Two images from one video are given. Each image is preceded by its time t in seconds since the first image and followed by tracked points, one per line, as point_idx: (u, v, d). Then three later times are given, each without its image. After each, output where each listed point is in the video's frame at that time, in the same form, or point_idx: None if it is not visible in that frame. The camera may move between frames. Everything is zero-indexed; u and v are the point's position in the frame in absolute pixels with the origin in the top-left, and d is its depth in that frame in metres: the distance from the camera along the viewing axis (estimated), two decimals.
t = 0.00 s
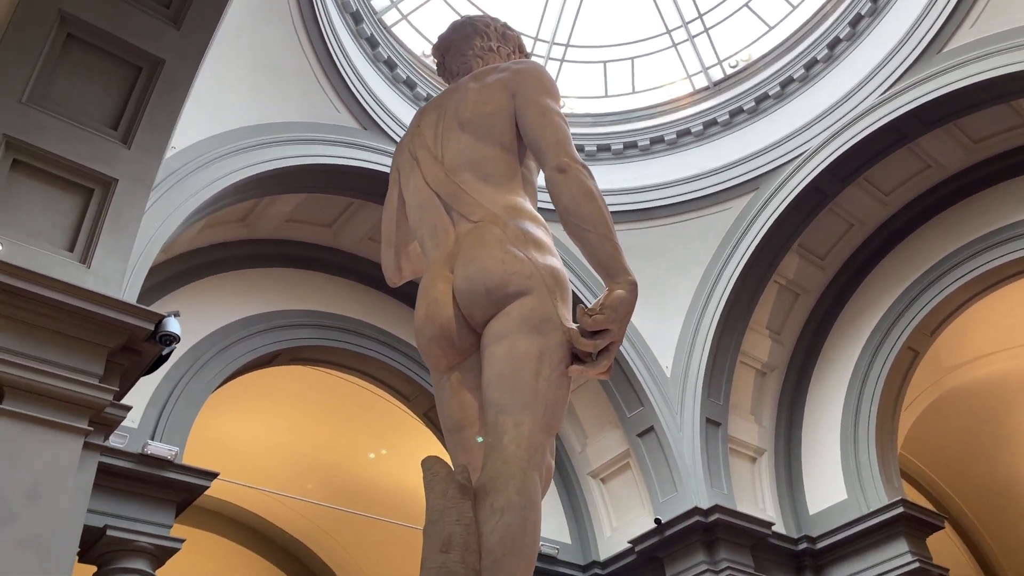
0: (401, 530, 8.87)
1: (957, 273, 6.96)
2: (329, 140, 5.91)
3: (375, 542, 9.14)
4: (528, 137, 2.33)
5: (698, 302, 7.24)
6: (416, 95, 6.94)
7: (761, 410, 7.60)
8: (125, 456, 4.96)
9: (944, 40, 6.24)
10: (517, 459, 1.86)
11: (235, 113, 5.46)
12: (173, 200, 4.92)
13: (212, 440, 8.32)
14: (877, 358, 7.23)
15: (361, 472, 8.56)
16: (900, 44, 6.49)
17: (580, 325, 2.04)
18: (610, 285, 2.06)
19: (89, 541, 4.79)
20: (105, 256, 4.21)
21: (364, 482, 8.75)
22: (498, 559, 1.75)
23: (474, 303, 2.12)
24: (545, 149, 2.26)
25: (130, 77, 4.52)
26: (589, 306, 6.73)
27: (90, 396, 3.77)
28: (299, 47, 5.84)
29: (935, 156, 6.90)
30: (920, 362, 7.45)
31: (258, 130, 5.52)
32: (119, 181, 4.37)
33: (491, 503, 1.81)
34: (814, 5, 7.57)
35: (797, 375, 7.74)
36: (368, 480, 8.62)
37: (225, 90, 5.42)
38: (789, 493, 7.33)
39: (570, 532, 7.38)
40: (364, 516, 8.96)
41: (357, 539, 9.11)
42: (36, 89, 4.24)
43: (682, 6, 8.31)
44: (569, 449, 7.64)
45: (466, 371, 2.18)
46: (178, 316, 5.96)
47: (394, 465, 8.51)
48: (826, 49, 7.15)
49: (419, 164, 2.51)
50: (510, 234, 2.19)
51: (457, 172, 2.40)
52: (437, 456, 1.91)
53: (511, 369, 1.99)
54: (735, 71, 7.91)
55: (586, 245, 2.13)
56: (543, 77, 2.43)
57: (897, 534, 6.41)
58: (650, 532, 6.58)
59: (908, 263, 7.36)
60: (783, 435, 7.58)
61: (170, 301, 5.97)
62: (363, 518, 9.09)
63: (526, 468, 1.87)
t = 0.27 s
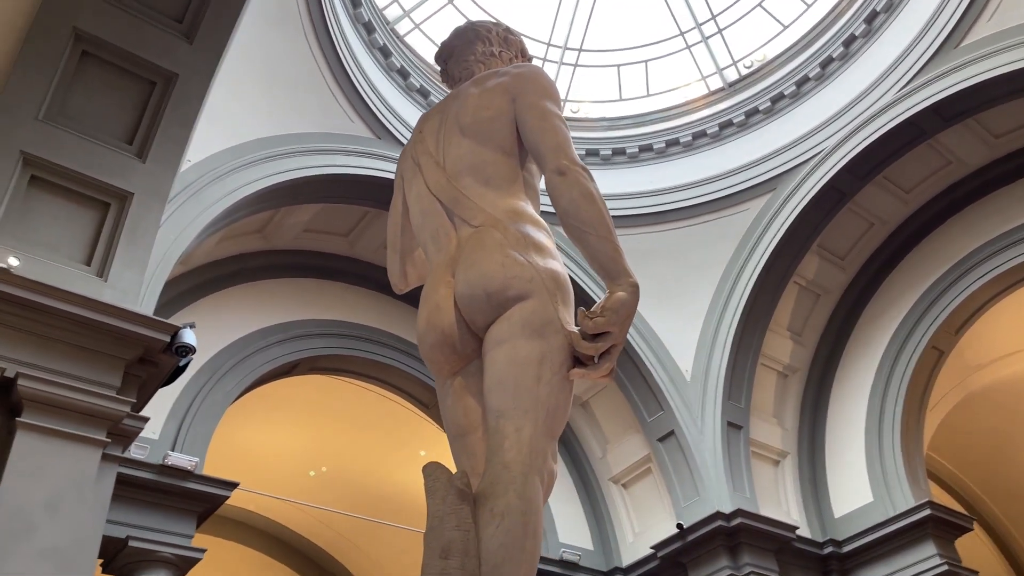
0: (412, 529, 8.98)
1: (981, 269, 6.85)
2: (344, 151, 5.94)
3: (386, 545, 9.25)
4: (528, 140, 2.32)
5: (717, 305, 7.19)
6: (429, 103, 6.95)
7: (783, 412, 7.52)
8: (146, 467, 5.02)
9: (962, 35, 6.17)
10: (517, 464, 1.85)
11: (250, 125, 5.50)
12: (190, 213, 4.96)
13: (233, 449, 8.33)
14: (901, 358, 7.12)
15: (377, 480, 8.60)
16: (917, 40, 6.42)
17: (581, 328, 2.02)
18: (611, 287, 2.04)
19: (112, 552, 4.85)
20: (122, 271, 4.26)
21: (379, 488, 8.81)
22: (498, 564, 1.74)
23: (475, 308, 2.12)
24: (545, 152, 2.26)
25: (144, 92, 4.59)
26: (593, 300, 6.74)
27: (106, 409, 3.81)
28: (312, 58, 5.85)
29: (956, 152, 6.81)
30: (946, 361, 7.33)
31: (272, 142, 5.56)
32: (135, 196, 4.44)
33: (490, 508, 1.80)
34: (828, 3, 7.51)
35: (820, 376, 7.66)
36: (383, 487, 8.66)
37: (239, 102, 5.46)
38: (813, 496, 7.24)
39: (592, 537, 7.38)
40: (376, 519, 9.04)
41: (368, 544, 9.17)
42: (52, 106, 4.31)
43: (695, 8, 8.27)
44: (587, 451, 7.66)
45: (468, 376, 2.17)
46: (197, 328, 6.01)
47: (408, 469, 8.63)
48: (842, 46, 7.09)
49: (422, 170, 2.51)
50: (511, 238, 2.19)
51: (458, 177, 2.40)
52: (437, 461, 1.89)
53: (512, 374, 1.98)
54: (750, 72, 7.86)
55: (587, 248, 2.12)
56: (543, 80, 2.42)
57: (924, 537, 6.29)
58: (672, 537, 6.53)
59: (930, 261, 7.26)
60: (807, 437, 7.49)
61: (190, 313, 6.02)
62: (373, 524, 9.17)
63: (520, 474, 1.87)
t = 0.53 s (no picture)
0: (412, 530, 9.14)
1: (999, 266, 6.73)
2: (351, 160, 5.95)
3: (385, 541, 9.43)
4: (520, 144, 2.31)
5: (730, 308, 7.14)
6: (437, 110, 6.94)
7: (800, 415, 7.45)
8: (158, 478, 5.04)
9: (973, 30, 6.10)
10: (509, 471, 1.83)
11: (258, 136, 5.53)
12: (198, 225, 4.98)
13: (247, 457, 8.30)
14: (918, 358, 7.02)
15: (385, 487, 8.67)
16: (927, 36, 6.35)
17: (573, 333, 2.00)
18: (604, 290, 2.02)
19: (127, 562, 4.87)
20: (130, 284, 4.29)
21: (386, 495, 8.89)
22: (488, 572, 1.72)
23: (467, 314, 2.10)
24: (537, 156, 2.24)
25: (151, 106, 4.62)
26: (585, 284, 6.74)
27: (115, 420, 3.83)
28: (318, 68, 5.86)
29: (970, 149, 6.72)
30: (965, 361, 7.21)
31: (279, 153, 5.58)
32: (142, 209, 4.45)
33: (481, 516, 1.79)
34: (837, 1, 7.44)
35: (837, 378, 7.58)
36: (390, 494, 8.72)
37: (246, 114, 5.49)
38: (832, 499, 7.16)
39: (608, 543, 7.37)
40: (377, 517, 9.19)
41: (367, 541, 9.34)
42: (60, 122, 4.35)
43: (703, 9, 8.19)
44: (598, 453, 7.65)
45: (463, 383, 2.16)
46: (209, 339, 6.04)
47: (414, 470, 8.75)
48: (851, 45, 7.03)
49: (417, 176, 2.51)
50: (504, 243, 2.17)
51: (452, 182, 2.39)
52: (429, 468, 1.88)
53: (505, 380, 1.96)
54: (759, 72, 7.81)
55: (580, 251, 2.10)
56: (536, 84, 2.41)
57: (945, 539, 6.18)
58: (689, 542, 6.48)
59: (946, 259, 7.17)
60: (825, 440, 7.41)
61: (203, 325, 6.05)
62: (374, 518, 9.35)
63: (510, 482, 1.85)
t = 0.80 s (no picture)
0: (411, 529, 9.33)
1: (1018, 262, 6.63)
2: (361, 169, 5.96)
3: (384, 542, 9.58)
4: (518, 148, 2.29)
5: (745, 309, 7.09)
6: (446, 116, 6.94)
7: (818, 416, 7.38)
8: (173, 488, 5.04)
9: (985, 24, 6.03)
10: (508, 476, 1.81)
11: (267, 147, 5.55)
12: (209, 236, 5.00)
13: (260, 467, 8.30)
14: (937, 357, 6.93)
15: (399, 494, 8.73)
16: (939, 31, 6.29)
17: (573, 336, 1.98)
18: (604, 292, 2.00)
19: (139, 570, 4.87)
20: (141, 295, 4.31)
21: (393, 499, 9.01)
22: None
23: (466, 318, 2.09)
24: (534, 158, 2.22)
25: (160, 118, 4.65)
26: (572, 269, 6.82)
27: (126, 432, 3.85)
28: (326, 77, 5.88)
29: (986, 144, 6.63)
30: (985, 359, 7.11)
31: (289, 162, 5.59)
32: (152, 221, 4.49)
33: (480, 521, 1.78)
34: None
35: (855, 379, 7.50)
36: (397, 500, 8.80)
37: (256, 124, 5.51)
38: (852, 501, 7.08)
39: (626, 549, 7.35)
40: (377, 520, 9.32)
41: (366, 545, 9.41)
42: (71, 136, 4.38)
43: (711, 10, 8.14)
44: (609, 456, 7.68)
45: (464, 388, 2.14)
46: (223, 349, 6.06)
47: (418, 470, 8.94)
48: (862, 42, 6.97)
49: (416, 182, 2.50)
50: (503, 246, 2.16)
51: (451, 187, 2.37)
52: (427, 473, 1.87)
53: (504, 385, 1.94)
54: (770, 73, 7.75)
55: (579, 253, 2.08)
56: (534, 86, 2.39)
57: (968, 541, 6.08)
58: (707, 546, 6.44)
59: (964, 257, 7.07)
60: (844, 441, 7.33)
61: (216, 334, 6.08)
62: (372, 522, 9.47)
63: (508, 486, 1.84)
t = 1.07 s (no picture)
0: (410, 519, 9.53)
1: None
2: (369, 174, 5.97)
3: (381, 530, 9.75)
4: (519, 145, 2.27)
5: (759, 308, 7.03)
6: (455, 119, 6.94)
7: (835, 415, 7.31)
8: (186, 496, 5.01)
9: (996, 15, 5.96)
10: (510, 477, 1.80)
11: (276, 154, 5.56)
12: (218, 242, 5.01)
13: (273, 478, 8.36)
14: (955, 352, 6.83)
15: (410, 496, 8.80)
16: (950, 23, 6.22)
17: (575, 332, 1.95)
18: (606, 288, 1.98)
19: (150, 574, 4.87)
20: (151, 302, 4.32)
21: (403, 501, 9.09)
22: None
23: (468, 317, 2.07)
24: (535, 155, 2.20)
25: (168, 126, 4.67)
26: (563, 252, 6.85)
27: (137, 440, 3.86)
28: (333, 83, 5.89)
29: (1001, 137, 6.54)
30: (1004, 354, 7.00)
31: (297, 168, 5.59)
32: (162, 228, 4.50)
33: (480, 522, 1.81)
34: None
35: (872, 377, 7.43)
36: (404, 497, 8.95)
37: (265, 130, 5.53)
38: (871, 500, 7.00)
39: (643, 552, 7.30)
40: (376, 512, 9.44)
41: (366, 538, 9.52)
42: (79, 146, 4.40)
43: (719, 8, 8.09)
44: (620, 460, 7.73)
45: (466, 388, 2.12)
46: (235, 356, 6.08)
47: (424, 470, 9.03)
48: (873, 36, 6.91)
49: (417, 182, 2.48)
50: (504, 244, 2.13)
51: (451, 186, 2.35)
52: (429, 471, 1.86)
53: (505, 383, 1.92)
54: (780, 70, 7.70)
55: (580, 249, 2.06)
56: (533, 82, 2.37)
57: (989, 539, 5.99)
58: (724, 548, 6.38)
59: (981, 251, 6.98)
60: (862, 440, 7.26)
61: (229, 341, 6.10)
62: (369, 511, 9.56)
63: (508, 484, 1.83)
